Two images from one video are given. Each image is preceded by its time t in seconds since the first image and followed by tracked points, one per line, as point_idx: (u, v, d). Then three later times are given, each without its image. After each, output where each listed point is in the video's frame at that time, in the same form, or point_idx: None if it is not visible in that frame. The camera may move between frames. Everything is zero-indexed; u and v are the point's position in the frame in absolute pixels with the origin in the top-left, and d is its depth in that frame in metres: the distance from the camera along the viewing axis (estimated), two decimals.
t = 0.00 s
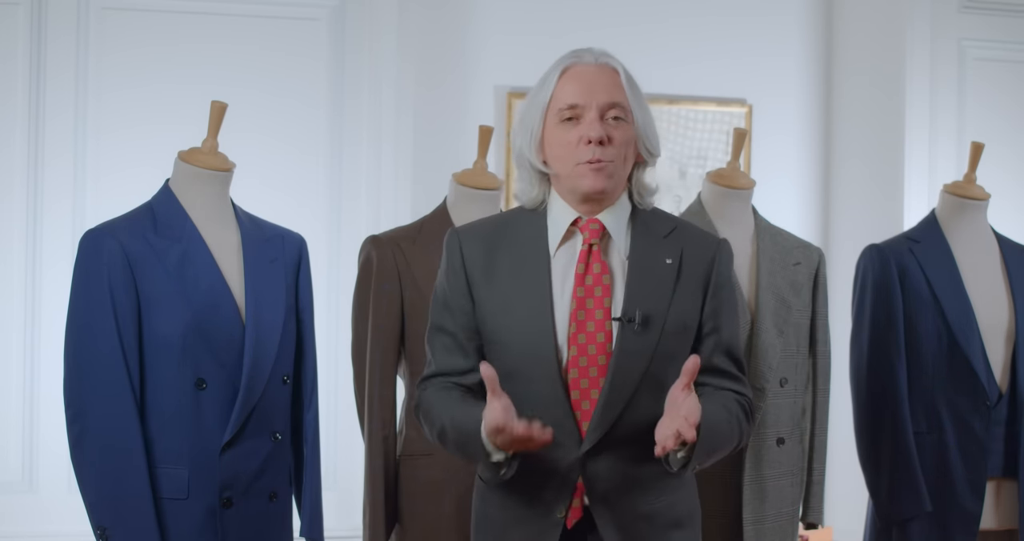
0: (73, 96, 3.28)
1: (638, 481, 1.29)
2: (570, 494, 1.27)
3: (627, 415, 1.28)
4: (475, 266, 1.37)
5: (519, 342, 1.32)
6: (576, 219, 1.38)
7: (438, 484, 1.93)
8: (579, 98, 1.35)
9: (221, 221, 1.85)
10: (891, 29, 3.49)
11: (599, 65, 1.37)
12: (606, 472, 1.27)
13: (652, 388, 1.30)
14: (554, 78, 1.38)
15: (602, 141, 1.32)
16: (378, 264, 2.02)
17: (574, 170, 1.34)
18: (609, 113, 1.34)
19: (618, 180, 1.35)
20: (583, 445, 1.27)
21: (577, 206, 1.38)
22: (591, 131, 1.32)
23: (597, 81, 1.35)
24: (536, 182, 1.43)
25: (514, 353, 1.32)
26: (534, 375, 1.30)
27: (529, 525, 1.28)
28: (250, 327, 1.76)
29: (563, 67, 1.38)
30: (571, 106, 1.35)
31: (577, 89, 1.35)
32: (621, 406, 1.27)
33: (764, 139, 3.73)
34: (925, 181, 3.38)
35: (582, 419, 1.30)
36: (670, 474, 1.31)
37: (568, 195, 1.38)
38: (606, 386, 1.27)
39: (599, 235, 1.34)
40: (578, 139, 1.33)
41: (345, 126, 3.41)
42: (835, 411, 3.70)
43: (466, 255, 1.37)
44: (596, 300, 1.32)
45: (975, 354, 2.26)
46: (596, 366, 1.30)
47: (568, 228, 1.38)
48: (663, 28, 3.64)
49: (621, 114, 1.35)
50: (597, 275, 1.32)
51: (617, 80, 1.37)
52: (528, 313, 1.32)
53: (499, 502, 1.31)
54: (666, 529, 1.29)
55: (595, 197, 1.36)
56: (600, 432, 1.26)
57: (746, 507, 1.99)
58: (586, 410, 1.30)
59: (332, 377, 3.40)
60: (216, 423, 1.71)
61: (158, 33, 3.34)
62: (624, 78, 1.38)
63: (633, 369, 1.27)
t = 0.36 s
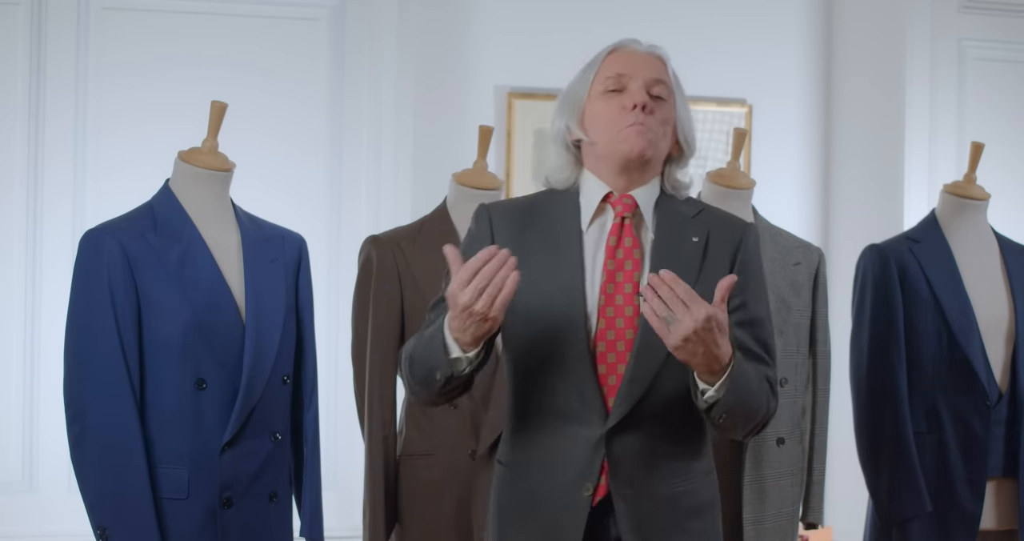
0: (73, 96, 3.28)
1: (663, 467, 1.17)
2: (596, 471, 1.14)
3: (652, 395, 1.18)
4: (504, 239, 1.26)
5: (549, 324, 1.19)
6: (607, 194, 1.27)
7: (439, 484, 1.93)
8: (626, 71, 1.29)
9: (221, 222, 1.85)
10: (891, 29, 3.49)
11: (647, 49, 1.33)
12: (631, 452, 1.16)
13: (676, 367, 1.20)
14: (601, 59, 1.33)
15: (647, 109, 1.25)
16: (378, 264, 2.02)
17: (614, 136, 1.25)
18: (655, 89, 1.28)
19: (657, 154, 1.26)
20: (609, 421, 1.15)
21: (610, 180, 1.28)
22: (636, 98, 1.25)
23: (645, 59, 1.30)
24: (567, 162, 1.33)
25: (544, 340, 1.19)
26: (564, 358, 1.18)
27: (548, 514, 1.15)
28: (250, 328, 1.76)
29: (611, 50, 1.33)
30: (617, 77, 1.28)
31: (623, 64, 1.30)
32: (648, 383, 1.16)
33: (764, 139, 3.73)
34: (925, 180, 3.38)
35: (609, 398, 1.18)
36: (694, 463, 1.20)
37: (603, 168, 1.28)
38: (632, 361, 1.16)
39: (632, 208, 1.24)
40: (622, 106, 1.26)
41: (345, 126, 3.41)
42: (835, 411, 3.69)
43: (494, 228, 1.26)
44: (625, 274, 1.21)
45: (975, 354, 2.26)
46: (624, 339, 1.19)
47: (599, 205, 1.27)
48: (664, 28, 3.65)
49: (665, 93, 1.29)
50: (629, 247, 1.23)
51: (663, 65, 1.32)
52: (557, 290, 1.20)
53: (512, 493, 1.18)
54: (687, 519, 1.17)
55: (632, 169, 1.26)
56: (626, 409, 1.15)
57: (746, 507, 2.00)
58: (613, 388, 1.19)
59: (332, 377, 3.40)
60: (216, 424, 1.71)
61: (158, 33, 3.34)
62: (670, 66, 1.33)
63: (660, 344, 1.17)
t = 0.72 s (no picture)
0: (73, 96, 3.28)
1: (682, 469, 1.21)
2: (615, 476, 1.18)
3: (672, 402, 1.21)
4: (532, 236, 1.28)
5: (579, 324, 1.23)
6: (638, 199, 1.29)
7: (438, 484, 1.94)
8: (661, 79, 1.28)
9: (221, 221, 1.85)
10: (891, 29, 3.49)
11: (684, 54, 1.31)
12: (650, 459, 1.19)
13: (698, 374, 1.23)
14: (637, 61, 1.32)
15: (679, 125, 1.26)
16: (378, 264, 2.02)
17: (645, 149, 1.26)
18: (689, 100, 1.28)
19: (686, 167, 1.28)
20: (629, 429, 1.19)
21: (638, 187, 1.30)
22: (669, 112, 1.26)
23: (682, 66, 1.29)
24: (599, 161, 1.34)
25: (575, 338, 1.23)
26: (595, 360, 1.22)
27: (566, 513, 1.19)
28: (251, 327, 1.76)
29: (648, 51, 1.32)
30: (652, 86, 1.28)
31: (659, 71, 1.29)
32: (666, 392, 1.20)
33: (764, 139, 3.73)
34: (925, 181, 3.38)
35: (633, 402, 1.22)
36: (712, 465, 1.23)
37: (631, 175, 1.30)
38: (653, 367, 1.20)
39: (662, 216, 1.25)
40: (654, 118, 1.26)
41: (345, 126, 3.41)
42: (835, 410, 3.69)
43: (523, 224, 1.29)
44: (651, 282, 1.24)
45: (975, 354, 2.26)
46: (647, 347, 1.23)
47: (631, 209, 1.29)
48: (664, 28, 3.64)
49: (700, 103, 1.29)
50: (656, 254, 1.24)
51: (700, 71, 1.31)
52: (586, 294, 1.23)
53: (528, 489, 1.23)
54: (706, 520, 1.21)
55: (661, 180, 1.28)
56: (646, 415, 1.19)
57: (746, 507, 2.00)
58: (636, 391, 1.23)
59: (332, 377, 3.40)
60: (216, 424, 1.71)
61: (158, 33, 3.34)
62: (707, 70, 1.32)
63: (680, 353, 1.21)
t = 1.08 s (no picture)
0: (73, 96, 3.28)
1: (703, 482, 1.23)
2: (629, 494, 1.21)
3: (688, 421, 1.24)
4: (552, 252, 1.32)
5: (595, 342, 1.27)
6: (655, 218, 1.32)
7: (438, 484, 1.94)
8: (672, 98, 1.30)
9: (221, 221, 1.85)
10: (891, 29, 3.49)
11: (695, 67, 1.32)
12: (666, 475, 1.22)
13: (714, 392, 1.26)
14: (648, 79, 1.33)
15: (691, 144, 1.27)
16: (378, 264, 2.02)
17: (658, 171, 1.28)
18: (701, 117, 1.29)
19: (702, 185, 1.29)
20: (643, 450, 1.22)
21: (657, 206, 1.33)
22: (680, 132, 1.27)
23: (693, 82, 1.30)
24: (621, 178, 1.37)
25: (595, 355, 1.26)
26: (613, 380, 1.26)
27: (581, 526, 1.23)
28: (250, 327, 1.76)
29: (659, 68, 1.33)
30: (662, 106, 1.30)
31: (670, 88, 1.30)
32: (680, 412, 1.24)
33: (765, 139, 3.73)
34: (925, 181, 3.38)
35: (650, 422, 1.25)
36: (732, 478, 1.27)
37: (649, 195, 1.32)
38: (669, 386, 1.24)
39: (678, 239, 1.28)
40: (666, 140, 1.28)
41: (345, 126, 3.41)
42: (836, 411, 3.69)
43: (543, 238, 1.33)
44: (667, 304, 1.27)
45: (975, 355, 2.26)
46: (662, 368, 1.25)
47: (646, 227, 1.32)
48: (664, 28, 3.64)
49: (712, 119, 1.30)
50: (672, 276, 1.27)
51: (712, 84, 1.31)
52: (602, 308, 1.27)
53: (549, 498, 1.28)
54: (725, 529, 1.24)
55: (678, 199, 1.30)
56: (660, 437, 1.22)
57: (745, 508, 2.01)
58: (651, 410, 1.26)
59: (332, 377, 3.40)
60: (216, 424, 1.71)
61: (158, 33, 3.34)
62: (720, 81, 1.33)
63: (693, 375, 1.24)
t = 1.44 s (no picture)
0: (74, 96, 3.28)
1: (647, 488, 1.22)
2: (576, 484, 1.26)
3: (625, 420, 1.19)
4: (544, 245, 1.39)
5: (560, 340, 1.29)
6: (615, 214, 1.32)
7: (438, 484, 1.94)
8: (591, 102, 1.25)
9: (221, 221, 1.85)
10: (891, 29, 3.48)
11: (619, 65, 1.24)
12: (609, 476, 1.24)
13: (652, 393, 1.19)
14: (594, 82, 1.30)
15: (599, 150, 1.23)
16: (378, 264, 2.01)
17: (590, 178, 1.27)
18: (613, 118, 1.22)
19: (624, 189, 1.24)
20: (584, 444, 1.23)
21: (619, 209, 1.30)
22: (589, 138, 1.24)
23: (609, 83, 1.24)
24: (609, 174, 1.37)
25: (567, 358, 1.27)
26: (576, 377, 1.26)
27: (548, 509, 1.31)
28: (251, 326, 1.76)
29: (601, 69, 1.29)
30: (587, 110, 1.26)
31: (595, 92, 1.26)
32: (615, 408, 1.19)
33: (764, 139, 3.73)
34: (925, 180, 3.38)
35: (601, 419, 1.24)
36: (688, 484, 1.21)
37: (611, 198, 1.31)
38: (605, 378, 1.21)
39: (625, 236, 1.28)
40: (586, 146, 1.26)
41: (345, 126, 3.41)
42: (836, 410, 3.69)
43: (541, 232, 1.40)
44: (609, 299, 1.26)
45: (975, 354, 2.27)
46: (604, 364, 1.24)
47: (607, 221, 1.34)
48: (664, 28, 3.64)
49: (628, 118, 1.22)
50: (614, 272, 1.28)
51: (631, 80, 1.22)
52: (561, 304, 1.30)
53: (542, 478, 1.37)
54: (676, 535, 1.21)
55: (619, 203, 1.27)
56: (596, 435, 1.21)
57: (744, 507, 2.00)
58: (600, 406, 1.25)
59: (332, 377, 3.40)
60: (216, 423, 1.71)
61: (158, 33, 3.34)
62: (647, 74, 1.22)
63: (625, 371, 1.19)
